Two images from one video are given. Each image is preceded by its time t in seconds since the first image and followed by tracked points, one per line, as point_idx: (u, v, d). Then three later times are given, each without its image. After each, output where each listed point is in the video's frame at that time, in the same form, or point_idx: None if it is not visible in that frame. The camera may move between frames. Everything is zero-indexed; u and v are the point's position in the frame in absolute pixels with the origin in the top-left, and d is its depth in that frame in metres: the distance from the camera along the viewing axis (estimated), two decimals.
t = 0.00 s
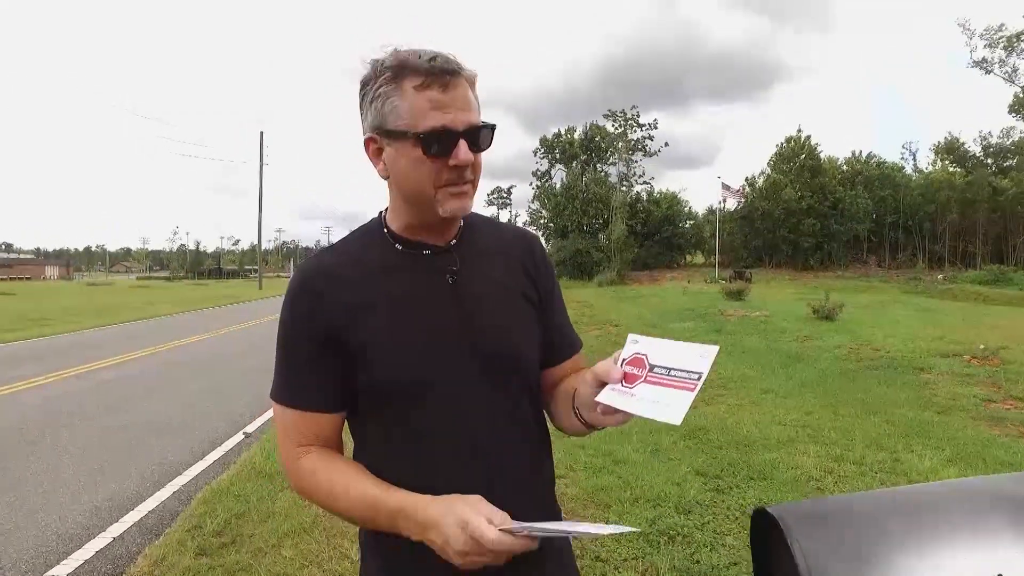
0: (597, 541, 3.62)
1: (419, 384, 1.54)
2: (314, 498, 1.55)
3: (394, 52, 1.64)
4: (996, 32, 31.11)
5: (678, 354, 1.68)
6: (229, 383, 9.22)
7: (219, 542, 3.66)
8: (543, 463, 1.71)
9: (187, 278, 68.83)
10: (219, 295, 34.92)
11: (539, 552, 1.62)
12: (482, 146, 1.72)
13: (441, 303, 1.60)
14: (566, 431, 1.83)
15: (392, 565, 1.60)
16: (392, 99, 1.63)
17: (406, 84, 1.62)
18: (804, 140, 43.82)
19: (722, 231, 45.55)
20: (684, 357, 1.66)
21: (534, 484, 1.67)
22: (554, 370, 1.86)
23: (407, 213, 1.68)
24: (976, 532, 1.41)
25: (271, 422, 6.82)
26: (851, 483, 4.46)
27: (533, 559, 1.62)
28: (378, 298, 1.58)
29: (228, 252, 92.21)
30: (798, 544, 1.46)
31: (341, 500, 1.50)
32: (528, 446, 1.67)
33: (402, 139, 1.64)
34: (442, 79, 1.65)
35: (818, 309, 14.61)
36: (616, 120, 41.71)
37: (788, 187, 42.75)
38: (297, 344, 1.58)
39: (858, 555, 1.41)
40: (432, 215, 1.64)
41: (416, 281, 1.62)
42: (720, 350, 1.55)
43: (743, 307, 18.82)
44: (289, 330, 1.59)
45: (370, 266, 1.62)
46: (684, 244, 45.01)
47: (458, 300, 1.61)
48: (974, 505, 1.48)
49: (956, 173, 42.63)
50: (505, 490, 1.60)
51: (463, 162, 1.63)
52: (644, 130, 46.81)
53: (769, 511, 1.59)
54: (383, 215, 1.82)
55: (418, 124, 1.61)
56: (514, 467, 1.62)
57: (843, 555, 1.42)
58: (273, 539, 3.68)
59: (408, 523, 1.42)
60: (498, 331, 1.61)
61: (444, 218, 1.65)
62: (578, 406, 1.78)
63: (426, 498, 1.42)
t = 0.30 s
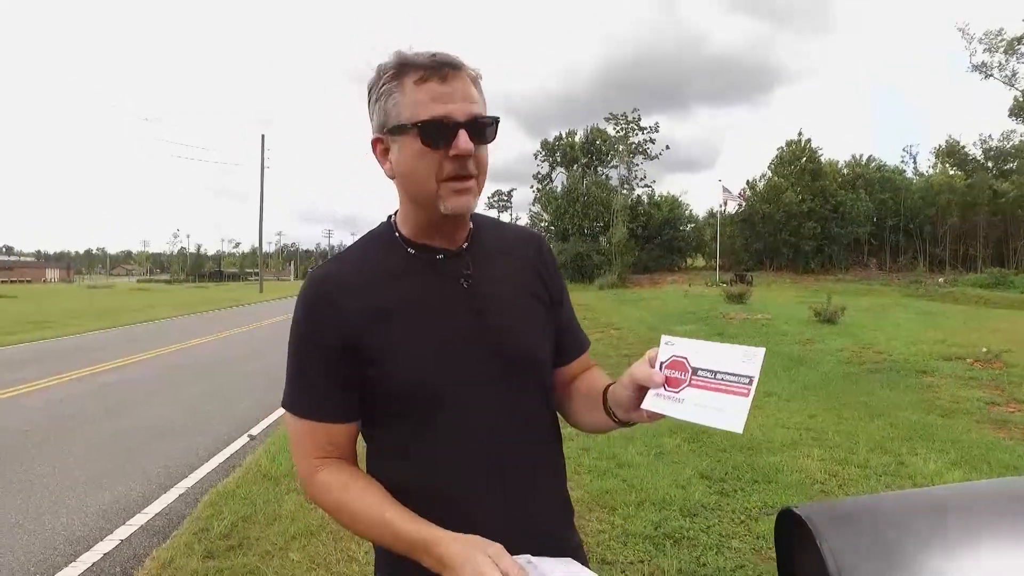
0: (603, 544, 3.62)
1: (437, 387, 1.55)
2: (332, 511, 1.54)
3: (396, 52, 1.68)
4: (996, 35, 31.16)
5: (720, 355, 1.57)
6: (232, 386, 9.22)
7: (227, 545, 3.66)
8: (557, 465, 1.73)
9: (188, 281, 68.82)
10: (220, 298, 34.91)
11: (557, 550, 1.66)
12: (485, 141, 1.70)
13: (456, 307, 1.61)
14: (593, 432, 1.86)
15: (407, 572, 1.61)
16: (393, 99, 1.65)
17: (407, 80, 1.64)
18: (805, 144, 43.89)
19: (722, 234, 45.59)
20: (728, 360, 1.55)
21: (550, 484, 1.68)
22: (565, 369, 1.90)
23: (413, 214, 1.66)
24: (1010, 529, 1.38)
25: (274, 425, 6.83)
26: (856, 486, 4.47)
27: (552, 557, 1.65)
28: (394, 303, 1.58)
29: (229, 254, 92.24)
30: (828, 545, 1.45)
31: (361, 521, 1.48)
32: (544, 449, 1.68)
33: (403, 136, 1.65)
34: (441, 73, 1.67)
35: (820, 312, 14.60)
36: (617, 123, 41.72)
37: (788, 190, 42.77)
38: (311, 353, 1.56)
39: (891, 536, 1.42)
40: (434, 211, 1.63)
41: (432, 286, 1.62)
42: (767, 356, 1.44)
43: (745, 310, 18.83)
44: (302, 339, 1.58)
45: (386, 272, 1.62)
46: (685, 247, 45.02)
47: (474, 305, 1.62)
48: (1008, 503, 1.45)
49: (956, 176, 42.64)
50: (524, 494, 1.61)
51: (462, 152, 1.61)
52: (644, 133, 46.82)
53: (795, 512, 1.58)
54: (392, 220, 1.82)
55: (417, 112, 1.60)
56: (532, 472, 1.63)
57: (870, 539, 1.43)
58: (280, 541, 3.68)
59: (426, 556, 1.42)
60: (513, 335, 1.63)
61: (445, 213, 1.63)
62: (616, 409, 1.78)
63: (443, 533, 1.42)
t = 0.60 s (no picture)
0: (606, 545, 3.62)
1: (453, 389, 1.55)
2: (338, 508, 1.55)
3: (404, 60, 1.85)
4: (993, 39, 31.28)
5: (736, 374, 1.59)
6: (233, 388, 9.19)
7: (232, 547, 3.65)
8: (571, 470, 1.71)
9: (187, 283, 68.69)
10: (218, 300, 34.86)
11: (562, 554, 1.63)
12: (483, 125, 1.73)
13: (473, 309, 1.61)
14: (605, 439, 1.87)
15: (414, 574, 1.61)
16: (397, 97, 1.80)
17: (406, 80, 1.78)
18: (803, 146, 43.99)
19: (721, 236, 45.65)
20: (744, 376, 1.57)
21: (562, 486, 1.67)
22: (582, 375, 1.90)
23: (421, 207, 1.73)
24: None
25: (276, 426, 6.82)
26: (857, 487, 4.48)
27: (554, 560, 1.61)
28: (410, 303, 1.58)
29: (228, 256, 92.12)
30: (860, 544, 1.42)
31: (363, 521, 1.49)
32: (555, 451, 1.66)
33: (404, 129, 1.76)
34: (435, 68, 1.77)
35: (819, 314, 14.62)
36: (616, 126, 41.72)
37: (787, 193, 42.85)
38: (329, 351, 1.57)
39: (907, 519, 1.43)
40: (430, 197, 1.68)
41: (451, 285, 1.62)
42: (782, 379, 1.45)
43: (745, 312, 18.85)
44: (321, 334, 1.58)
45: (403, 272, 1.62)
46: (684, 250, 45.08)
47: (490, 306, 1.62)
48: None
49: (954, 179, 42.74)
50: (532, 494, 1.60)
51: (446, 133, 1.66)
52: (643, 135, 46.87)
53: (827, 512, 1.55)
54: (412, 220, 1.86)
55: (405, 104, 1.71)
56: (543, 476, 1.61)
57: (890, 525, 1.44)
58: (285, 543, 3.68)
59: (422, 561, 1.43)
60: (527, 337, 1.62)
61: (441, 197, 1.68)
62: (629, 417, 1.79)
63: (438, 541, 1.44)
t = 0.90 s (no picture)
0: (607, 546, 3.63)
1: (467, 390, 1.55)
2: (352, 498, 1.59)
3: (424, 66, 1.88)
4: (984, 43, 31.54)
5: (751, 361, 1.60)
6: (229, 390, 9.15)
7: (233, 550, 3.63)
8: (587, 471, 1.70)
9: (180, 285, 68.22)
10: (212, 302, 34.68)
11: (572, 547, 1.62)
12: (503, 126, 1.75)
13: (488, 309, 1.60)
14: (620, 441, 1.86)
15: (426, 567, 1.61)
16: (418, 101, 1.82)
17: (428, 82, 1.80)
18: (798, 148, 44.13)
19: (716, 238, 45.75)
20: (757, 363, 1.58)
21: (578, 489, 1.66)
22: (600, 382, 1.91)
23: (440, 208, 1.75)
24: None
25: (275, 429, 6.79)
26: (857, 488, 4.49)
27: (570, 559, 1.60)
28: (425, 302, 1.59)
29: (222, 258, 91.72)
30: (883, 544, 1.45)
31: (373, 506, 1.53)
32: (572, 454, 1.65)
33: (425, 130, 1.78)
34: (456, 71, 1.80)
35: (815, 316, 14.65)
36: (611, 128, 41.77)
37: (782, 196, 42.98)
38: (345, 348, 1.60)
39: (939, 521, 1.44)
40: (451, 199, 1.68)
41: (465, 286, 1.63)
42: (796, 359, 1.48)
43: (741, 314, 18.87)
44: (337, 332, 1.61)
45: (419, 273, 1.63)
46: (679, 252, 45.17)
47: (504, 307, 1.61)
48: None
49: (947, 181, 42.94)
50: (546, 495, 1.58)
51: (467, 133, 1.68)
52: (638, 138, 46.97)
53: (847, 511, 1.59)
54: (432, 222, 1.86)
55: (426, 105, 1.75)
56: (555, 473, 1.60)
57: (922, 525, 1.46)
58: (287, 547, 3.66)
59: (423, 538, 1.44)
60: (544, 339, 1.61)
61: (461, 198, 1.68)
62: (645, 413, 1.78)
63: (437, 511, 1.45)
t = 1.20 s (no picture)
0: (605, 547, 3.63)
1: (478, 391, 1.54)
2: (361, 497, 1.59)
3: (436, 65, 1.86)
4: (971, 48, 31.88)
5: (761, 365, 1.62)
6: (222, 392, 9.08)
7: (230, 553, 3.61)
8: (600, 472, 1.69)
9: (170, 287, 67.68)
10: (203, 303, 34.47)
11: (578, 542, 1.60)
12: (516, 131, 1.74)
13: (501, 310, 1.59)
14: (628, 442, 1.87)
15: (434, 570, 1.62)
16: (432, 102, 1.81)
17: (442, 83, 1.79)
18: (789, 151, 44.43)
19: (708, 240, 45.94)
20: (767, 368, 1.60)
21: (590, 491, 1.65)
22: (612, 382, 1.90)
23: (454, 210, 1.75)
24: None
25: (270, 431, 6.74)
26: (851, 489, 4.52)
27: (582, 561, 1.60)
28: (437, 303, 1.59)
29: (213, 260, 91.18)
30: (907, 543, 1.44)
31: (382, 504, 1.54)
32: (585, 455, 1.64)
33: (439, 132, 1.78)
34: (469, 72, 1.79)
35: (807, 317, 14.74)
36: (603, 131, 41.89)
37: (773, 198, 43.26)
38: (358, 349, 1.60)
39: (954, 520, 1.45)
40: (465, 202, 1.69)
41: (477, 288, 1.62)
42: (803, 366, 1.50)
43: (733, 316, 18.96)
44: (350, 332, 1.61)
45: (431, 273, 1.63)
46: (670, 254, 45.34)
47: (514, 308, 1.60)
48: None
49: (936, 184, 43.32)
50: (558, 498, 1.58)
51: (481, 139, 1.68)
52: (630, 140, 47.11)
53: (865, 509, 1.57)
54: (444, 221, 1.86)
55: (441, 110, 1.74)
56: (557, 471, 1.57)
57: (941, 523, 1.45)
58: (284, 550, 3.64)
59: (429, 540, 1.44)
60: (557, 341, 1.60)
61: (474, 203, 1.68)
62: (655, 415, 1.79)
63: (445, 517, 1.45)
